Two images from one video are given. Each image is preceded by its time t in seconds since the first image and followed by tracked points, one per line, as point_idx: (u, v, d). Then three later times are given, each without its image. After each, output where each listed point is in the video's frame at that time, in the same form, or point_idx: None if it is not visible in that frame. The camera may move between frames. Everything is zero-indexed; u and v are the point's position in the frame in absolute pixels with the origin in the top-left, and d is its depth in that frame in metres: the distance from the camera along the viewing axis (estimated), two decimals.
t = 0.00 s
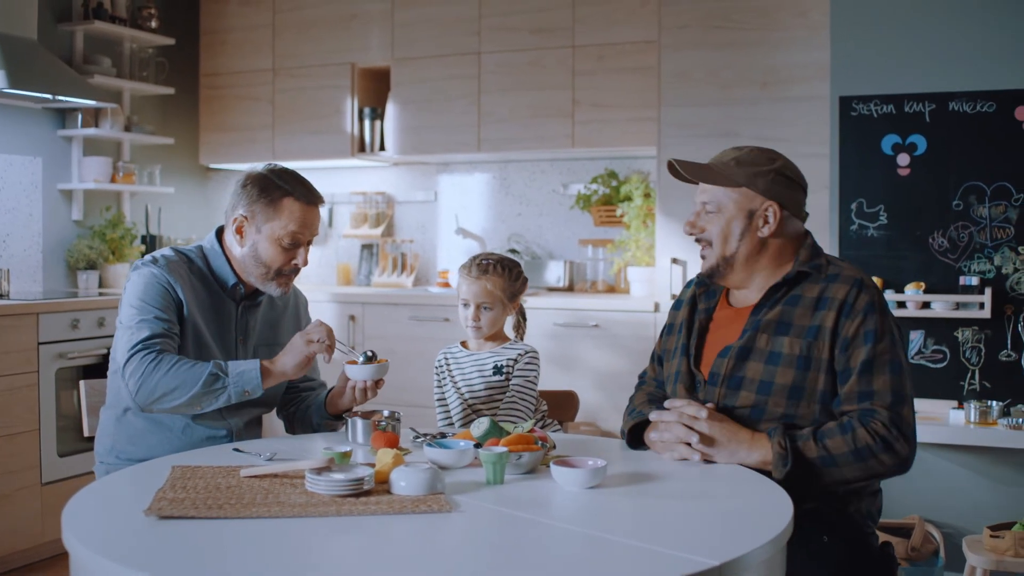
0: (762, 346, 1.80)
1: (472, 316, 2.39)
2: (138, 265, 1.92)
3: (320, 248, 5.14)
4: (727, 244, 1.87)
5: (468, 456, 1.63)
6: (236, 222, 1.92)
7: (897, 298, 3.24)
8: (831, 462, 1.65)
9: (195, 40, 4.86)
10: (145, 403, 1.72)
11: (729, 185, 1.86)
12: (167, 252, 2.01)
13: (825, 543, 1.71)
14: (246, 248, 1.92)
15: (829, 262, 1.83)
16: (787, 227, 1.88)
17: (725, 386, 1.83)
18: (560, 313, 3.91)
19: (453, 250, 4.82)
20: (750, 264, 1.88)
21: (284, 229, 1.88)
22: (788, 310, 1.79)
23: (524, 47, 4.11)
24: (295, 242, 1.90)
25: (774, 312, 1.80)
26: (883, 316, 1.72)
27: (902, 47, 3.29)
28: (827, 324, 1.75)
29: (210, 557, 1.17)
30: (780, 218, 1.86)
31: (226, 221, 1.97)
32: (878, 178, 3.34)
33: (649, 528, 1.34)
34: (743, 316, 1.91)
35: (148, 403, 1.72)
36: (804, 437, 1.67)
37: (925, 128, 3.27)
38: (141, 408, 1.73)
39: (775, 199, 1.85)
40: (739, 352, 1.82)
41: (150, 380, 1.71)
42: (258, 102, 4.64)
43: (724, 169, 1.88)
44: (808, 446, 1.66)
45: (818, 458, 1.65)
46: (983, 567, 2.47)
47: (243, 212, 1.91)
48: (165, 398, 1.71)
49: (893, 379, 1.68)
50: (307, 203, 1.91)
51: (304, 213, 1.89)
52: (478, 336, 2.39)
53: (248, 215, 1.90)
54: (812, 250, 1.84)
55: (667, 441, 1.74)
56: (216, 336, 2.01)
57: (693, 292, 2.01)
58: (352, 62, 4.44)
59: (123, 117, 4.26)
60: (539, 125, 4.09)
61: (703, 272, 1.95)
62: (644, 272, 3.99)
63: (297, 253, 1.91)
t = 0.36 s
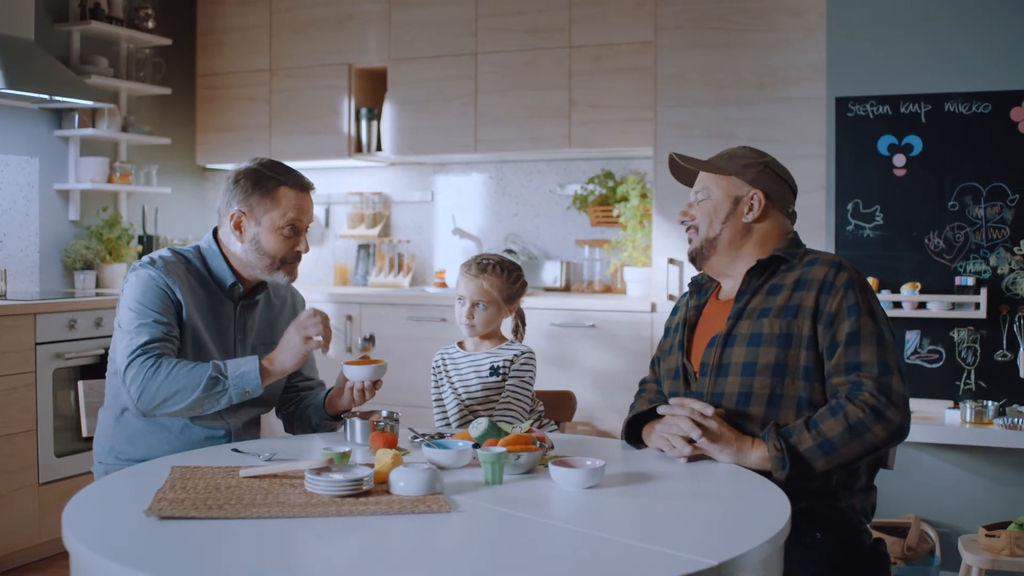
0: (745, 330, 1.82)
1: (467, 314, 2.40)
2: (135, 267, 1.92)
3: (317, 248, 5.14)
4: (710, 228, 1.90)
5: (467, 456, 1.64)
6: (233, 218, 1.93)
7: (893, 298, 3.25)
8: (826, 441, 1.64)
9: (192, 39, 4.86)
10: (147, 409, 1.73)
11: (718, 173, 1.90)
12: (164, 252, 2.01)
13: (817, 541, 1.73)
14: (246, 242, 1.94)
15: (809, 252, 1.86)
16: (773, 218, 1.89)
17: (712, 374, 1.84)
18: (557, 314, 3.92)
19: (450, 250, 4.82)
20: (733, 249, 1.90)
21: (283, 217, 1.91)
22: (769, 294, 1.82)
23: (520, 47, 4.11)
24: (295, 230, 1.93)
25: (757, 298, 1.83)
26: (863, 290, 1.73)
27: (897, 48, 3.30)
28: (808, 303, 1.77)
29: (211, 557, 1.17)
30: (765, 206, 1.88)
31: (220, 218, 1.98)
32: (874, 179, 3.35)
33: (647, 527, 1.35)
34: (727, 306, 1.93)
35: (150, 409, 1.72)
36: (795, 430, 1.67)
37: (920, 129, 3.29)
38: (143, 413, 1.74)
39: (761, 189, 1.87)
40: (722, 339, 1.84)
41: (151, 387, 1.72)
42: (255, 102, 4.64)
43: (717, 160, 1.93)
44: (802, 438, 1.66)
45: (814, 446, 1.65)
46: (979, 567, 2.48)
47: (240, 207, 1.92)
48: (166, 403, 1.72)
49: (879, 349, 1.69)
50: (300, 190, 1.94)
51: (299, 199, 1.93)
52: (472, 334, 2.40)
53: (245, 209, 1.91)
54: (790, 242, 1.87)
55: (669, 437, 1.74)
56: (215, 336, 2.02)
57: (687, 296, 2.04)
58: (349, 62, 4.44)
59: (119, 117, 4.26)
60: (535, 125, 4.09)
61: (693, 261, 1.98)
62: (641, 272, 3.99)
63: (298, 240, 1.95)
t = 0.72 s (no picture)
0: (750, 337, 1.82)
1: (467, 314, 2.40)
2: (130, 269, 1.92)
3: (316, 248, 5.15)
4: (710, 235, 1.90)
5: (467, 456, 1.64)
6: (217, 208, 1.97)
7: (891, 298, 3.26)
8: (835, 456, 1.65)
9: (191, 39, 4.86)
10: (146, 423, 1.73)
11: (716, 180, 1.90)
12: (158, 251, 2.01)
13: (816, 543, 1.74)
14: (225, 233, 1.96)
15: (812, 258, 1.86)
16: (771, 223, 1.90)
17: (714, 378, 1.84)
18: (556, 313, 3.92)
19: (449, 250, 4.83)
20: (733, 257, 1.91)
21: (261, 215, 1.92)
22: (775, 301, 1.81)
23: (519, 47, 4.12)
24: (272, 229, 1.93)
25: (762, 304, 1.82)
26: (870, 304, 1.74)
27: (896, 49, 3.31)
28: (814, 313, 1.77)
29: (212, 556, 1.18)
30: (764, 213, 1.88)
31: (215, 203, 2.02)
32: (872, 179, 3.36)
33: (647, 527, 1.35)
34: (730, 310, 1.93)
35: (147, 423, 1.73)
36: (804, 442, 1.67)
37: (919, 129, 3.30)
38: (141, 425, 1.75)
39: (760, 195, 1.87)
40: (726, 345, 1.83)
41: (149, 404, 1.72)
42: (253, 102, 4.65)
43: (714, 164, 1.92)
44: (812, 450, 1.66)
45: (824, 460, 1.65)
46: (977, 566, 2.49)
47: (224, 198, 1.94)
48: (164, 420, 1.72)
49: (887, 364, 1.70)
50: (286, 191, 1.94)
51: (282, 200, 1.92)
52: (471, 334, 2.40)
53: (228, 199, 1.93)
54: (793, 248, 1.87)
55: (677, 439, 1.73)
56: (211, 335, 2.03)
57: (684, 294, 2.04)
58: (348, 62, 4.44)
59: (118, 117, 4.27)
60: (534, 125, 4.10)
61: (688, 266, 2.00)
62: (639, 272, 4.00)
63: (274, 240, 1.95)
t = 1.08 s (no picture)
0: (763, 339, 1.82)
1: (467, 315, 2.41)
2: (122, 271, 1.92)
3: (316, 248, 5.15)
4: (728, 235, 1.90)
5: (468, 455, 1.65)
6: (200, 201, 1.99)
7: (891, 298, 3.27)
8: (839, 462, 1.66)
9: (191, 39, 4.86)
10: (144, 429, 1.77)
11: (729, 179, 1.90)
12: (149, 252, 2.01)
13: (818, 544, 1.74)
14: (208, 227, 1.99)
15: (828, 262, 1.85)
16: (786, 219, 1.90)
17: (724, 378, 1.84)
18: (556, 313, 3.92)
19: (449, 250, 4.83)
20: (751, 256, 1.91)
21: (238, 209, 1.93)
22: (790, 304, 1.81)
23: (518, 47, 4.12)
24: (250, 223, 1.95)
25: (777, 305, 1.82)
26: (886, 312, 1.74)
27: (895, 49, 3.32)
28: (830, 318, 1.77)
29: (214, 556, 1.18)
30: (780, 209, 1.89)
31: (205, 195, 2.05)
32: (872, 179, 3.37)
33: (648, 526, 1.36)
34: (743, 310, 1.93)
35: (146, 428, 1.76)
36: (808, 445, 1.68)
37: (918, 129, 3.30)
38: (139, 430, 1.78)
39: (774, 191, 1.88)
40: (739, 345, 1.83)
41: (148, 411, 1.75)
42: (253, 102, 4.65)
43: (723, 165, 1.92)
44: (816, 453, 1.67)
45: (827, 464, 1.66)
46: (976, 565, 2.49)
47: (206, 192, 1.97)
48: (166, 429, 1.76)
49: (897, 373, 1.70)
50: (264, 184, 1.93)
51: (259, 194, 1.92)
52: (470, 334, 2.41)
53: (209, 194, 1.96)
54: (810, 250, 1.87)
55: (678, 438, 1.75)
56: (205, 334, 2.03)
57: (697, 287, 2.03)
58: (348, 63, 4.44)
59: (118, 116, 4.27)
60: (534, 125, 4.10)
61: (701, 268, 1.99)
62: (639, 272, 4.00)
63: (253, 233, 1.96)
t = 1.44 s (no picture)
0: (753, 337, 1.82)
1: (469, 315, 2.41)
2: (105, 276, 1.94)
3: (316, 247, 5.16)
4: (718, 249, 1.89)
5: (468, 454, 1.65)
6: (184, 201, 2.02)
7: (891, 297, 3.27)
8: (837, 456, 1.66)
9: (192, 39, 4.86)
10: (114, 435, 1.81)
11: (709, 193, 1.88)
12: (135, 254, 2.02)
13: (817, 539, 1.74)
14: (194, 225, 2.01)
15: (814, 258, 1.86)
16: (769, 224, 1.90)
17: (716, 378, 1.85)
18: (556, 312, 3.93)
19: (449, 249, 4.83)
20: (741, 265, 1.90)
21: (224, 200, 1.96)
22: (778, 301, 1.81)
23: (518, 47, 4.12)
24: (237, 215, 1.98)
25: (765, 304, 1.82)
26: (873, 305, 1.75)
27: (895, 48, 3.32)
28: (818, 314, 1.77)
29: (215, 555, 1.18)
30: (764, 215, 1.88)
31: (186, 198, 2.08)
32: (871, 178, 3.37)
33: (649, 525, 1.36)
34: (736, 310, 1.93)
35: (116, 434, 1.80)
36: (805, 441, 1.68)
37: (918, 128, 3.31)
38: (111, 436, 1.82)
39: (756, 198, 1.87)
40: (729, 345, 1.84)
41: (115, 418, 1.79)
42: (254, 101, 4.65)
43: (700, 179, 1.89)
44: (812, 449, 1.67)
45: (825, 460, 1.66)
46: (976, 564, 2.49)
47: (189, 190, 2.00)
48: (130, 434, 1.79)
49: (889, 366, 1.71)
50: (247, 174, 1.98)
51: (243, 183, 1.97)
52: (472, 335, 2.41)
53: (192, 191, 1.99)
54: (796, 248, 1.87)
55: (678, 437, 1.75)
56: (195, 333, 2.03)
57: (688, 290, 2.04)
58: (349, 62, 4.45)
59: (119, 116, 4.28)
60: (534, 125, 4.10)
61: (691, 277, 1.98)
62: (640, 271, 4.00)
63: (241, 224, 1.99)
